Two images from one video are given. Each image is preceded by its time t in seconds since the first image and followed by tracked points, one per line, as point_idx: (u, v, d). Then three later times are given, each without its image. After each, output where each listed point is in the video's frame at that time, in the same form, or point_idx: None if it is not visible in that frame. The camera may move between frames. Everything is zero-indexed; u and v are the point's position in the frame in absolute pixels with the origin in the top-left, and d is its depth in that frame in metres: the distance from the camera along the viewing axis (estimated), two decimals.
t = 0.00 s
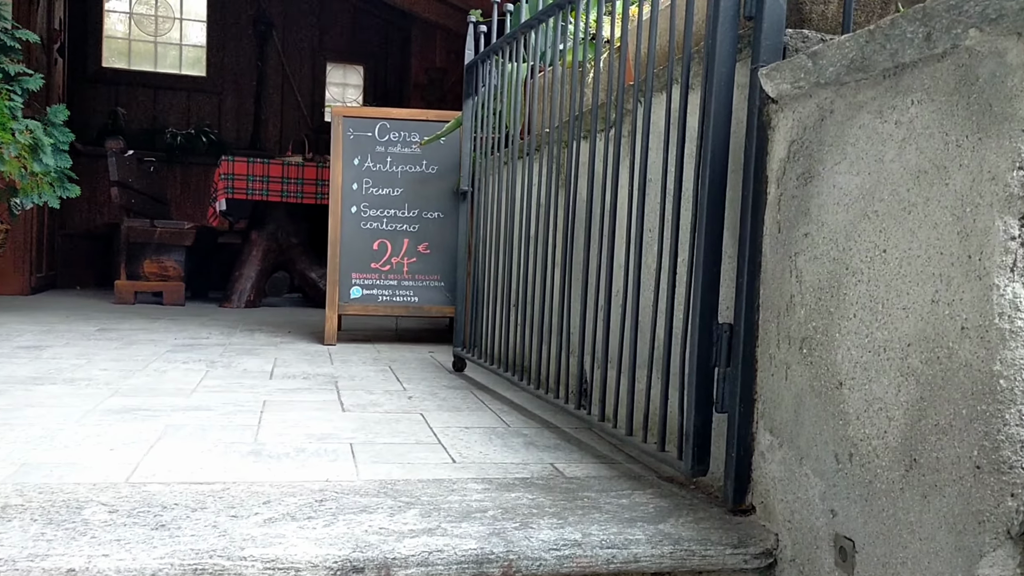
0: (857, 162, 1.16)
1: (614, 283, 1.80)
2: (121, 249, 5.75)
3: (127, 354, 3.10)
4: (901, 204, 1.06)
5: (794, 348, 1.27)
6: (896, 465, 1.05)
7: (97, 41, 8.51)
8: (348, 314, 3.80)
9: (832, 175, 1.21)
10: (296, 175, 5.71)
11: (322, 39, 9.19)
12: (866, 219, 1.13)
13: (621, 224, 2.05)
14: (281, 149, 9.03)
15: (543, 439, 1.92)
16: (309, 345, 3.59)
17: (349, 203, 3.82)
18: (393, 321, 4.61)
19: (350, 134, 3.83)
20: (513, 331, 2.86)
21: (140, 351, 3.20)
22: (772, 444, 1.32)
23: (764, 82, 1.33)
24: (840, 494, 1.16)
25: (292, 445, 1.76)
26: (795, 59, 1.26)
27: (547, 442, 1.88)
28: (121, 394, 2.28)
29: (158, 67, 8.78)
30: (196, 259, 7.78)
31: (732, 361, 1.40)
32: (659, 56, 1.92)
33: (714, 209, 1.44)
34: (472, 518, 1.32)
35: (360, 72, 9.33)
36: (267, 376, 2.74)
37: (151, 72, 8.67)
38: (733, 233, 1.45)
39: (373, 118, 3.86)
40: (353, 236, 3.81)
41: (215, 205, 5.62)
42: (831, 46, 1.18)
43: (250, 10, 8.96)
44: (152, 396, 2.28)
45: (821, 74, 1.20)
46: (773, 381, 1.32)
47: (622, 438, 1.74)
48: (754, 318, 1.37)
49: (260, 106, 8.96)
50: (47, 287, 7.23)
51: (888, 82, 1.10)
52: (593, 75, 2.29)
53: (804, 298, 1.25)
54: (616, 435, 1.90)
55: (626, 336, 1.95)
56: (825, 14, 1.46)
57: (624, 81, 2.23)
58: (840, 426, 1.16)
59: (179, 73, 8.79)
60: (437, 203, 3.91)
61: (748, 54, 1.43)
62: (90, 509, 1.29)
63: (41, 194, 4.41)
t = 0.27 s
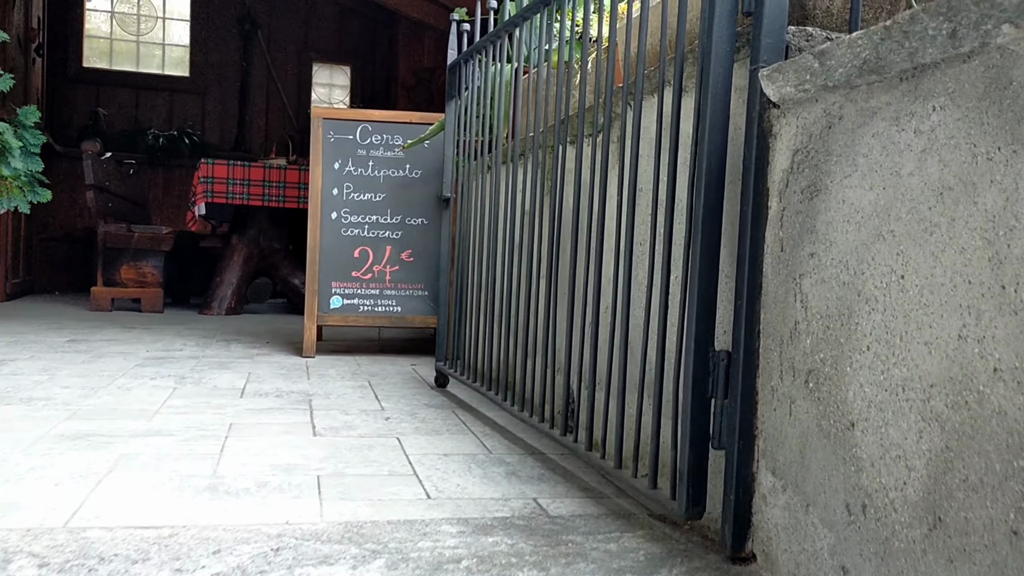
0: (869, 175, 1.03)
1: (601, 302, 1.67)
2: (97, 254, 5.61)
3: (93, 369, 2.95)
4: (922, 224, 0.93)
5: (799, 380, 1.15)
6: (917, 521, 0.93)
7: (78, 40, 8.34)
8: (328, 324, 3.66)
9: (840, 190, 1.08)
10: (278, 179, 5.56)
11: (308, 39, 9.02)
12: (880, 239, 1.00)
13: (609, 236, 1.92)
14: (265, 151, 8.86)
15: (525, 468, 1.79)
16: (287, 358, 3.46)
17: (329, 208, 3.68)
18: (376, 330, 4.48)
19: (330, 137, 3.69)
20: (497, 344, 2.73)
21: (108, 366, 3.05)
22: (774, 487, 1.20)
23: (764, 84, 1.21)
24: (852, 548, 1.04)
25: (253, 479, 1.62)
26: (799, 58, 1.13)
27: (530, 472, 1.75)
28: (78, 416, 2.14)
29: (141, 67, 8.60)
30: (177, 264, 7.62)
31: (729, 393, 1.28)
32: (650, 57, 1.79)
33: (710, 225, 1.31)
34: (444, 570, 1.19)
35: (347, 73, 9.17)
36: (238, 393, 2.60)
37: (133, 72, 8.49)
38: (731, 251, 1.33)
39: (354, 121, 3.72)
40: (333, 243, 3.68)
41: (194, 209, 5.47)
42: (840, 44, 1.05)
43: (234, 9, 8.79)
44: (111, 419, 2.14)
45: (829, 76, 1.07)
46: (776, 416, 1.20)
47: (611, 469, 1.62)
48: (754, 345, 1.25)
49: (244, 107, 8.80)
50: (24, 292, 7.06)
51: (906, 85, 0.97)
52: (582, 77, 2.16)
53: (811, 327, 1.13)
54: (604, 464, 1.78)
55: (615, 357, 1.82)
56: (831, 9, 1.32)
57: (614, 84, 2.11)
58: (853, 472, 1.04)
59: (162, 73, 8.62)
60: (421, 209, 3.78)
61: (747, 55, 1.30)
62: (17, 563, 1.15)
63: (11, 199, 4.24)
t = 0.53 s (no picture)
0: (905, 291, 0.94)
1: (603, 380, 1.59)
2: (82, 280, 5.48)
3: (73, 417, 2.84)
4: (968, 358, 0.85)
5: (825, 501, 1.06)
6: None
7: (64, 54, 8.20)
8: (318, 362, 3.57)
9: (872, 301, 0.99)
10: (267, 202, 5.44)
11: (299, 51, 8.84)
12: (918, 365, 0.91)
13: (612, 300, 1.84)
14: (255, 165, 8.70)
15: (525, 551, 1.70)
16: (275, 399, 3.36)
17: (319, 242, 3.59)
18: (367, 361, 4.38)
19: (319, 169, 3.60)
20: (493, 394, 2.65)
21: (89, 412, 2.94)
22: None
23: (785, 175, 1.12)
24: None
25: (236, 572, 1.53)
26: (825, 155, 1.04)
27: (529, 557, 1.67)
28: (54, 484, 2.03)
29: (128, 80, 8.49)
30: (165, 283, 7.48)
31: (748, 502, 1.20)
32: (656, 117, 1.69)
33: (727, 320, 1.21)
34: None
35: (338, 86, 9.01)
36: (224, 448, 2.50)
37: (120, 86, 8.36)
38: (748, 346, 1.23)
39: (344, 152, 3.62)
40: (323, 279, 3.59)
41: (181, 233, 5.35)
42: (872, 147, 0.96)
43: (223, 22, 8.65)
44: (89, 487, 2.04)
45: (859, 179, 0.98)
46: (798, 535, 1.12)
47: (618, 560, 1.53)
48: (774, 454, 1.17)
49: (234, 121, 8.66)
50: (8, 313, 6.92)
51: (948, 199, 0.87)
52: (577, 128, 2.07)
53: (839, 446, 1.04)
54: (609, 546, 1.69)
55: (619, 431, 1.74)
56: (852, 87, 1.24)
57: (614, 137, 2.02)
58: None
59: (150, 87, 8.48)
60: (413, 242, 3.69)
61: (765, 137, 1.20)
62: None
63: None
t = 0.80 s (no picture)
0: (894, 373, 0.94)
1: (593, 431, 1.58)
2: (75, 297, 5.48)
3: (64, 448, 2.83)
4: (958, 449, 0.85)
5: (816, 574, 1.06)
6: None
7: (57, 66, 8.18)
8: (310, 388, 3.56)
9: (862, 379, 1.00)
10: (260, 220, 5.42)
11: (292, 63, 8.82)
12: (908, 449, 0.91)
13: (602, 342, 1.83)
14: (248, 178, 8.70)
15: None
16: (268, 426, 3.35)
17: (312, 267, 3.58)
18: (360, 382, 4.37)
19: (313, 194, 3.60)
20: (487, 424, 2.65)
21: (80, 442, 2.93)
22: None
23: (776, 246, 1.12)
24: None
25: None
26: (816, 230, 1.04)
27: None
28: (43, 526, 2.02)
29: (122, 93, 8.44)
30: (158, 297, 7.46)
31: (738, 567, 1.19)
32: (648, 163, 1.68)
33: (719, 387, 1.20)
34: None
35: (332, 98, 8.98)
36: (215, 482, 2.49)
37: (114, 98, 8.34)
38: (739, 411, 1.23)
39: (338, 176, 3.62)
40: (316, 303, 3.58)
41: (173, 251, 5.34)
42: (863, 229, 0.96)
43: (217, 34, 8.63)
44: (79, 528, 2.02)
45: (850, 259, 0.98)
46: None
47: None
48: (764, 521, 1.16)
49: (227, 134, 8.64)
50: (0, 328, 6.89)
51: (940, 286, 0.88)
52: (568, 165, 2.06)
53: (829, 519, 1.04)
54: None
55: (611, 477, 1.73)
56: (843, 149, 1.25)
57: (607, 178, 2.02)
58: None
59: (144, 99, 8.46)
60: (407, 266, 3.68)
61: (756, 202, 1.20)
62: None
63: None
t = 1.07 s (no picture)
0: (892, 398, 0.95)
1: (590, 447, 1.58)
2: (70, 301, 5.46)
3: (60, 457, 2.82)
4: (955, 475, 0.86)
5: None
6: None
7: (53, 70, 8.16)
8: (307, 395, 3.56)
9: (858, 402, 1.00)
10: (257, 224, 5.42)
11: (288, 66, 8.80)
12: (905, 474, 0.92)
13: (598, 354, 1.83)
14: (244, 180, 8.68)
15: None
16: (264, 433, 3.35)
17: (308, 274, 3.58)
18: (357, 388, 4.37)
19: (309, 201, 3.60)
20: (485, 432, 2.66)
21: (76, 451, 2.92)
22: None
23: (773, 267, 1.12)
24: None
25: None
26: (812, 253, 1.05)
27: None
28: (40, 538, 2.02)
29: (117, 96, 8.42)
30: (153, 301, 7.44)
31: None
32: (646, 178, 1.68)
33: (717, 407, 1.21)
34: None
35: (328, 101, 8.96)
36: (212, 492, 2.49)
37: (110, 101, 8.32)
38: (736, 430, 1.23)
39: (334, 183, 3.62)
40: (312, 310, 3.57)
41: (169, 256, 5.33)
42: (860, 254, 0.97)
43: (213, 36, 8.61)
44: (75, 540, 2.02)
45: (847, 283, 0.99)
46: None
47: None
48: (762, 540, 1.17)
49: (223, 137, 8.62)
50: None
51: (936, 313, 0.89)
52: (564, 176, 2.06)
53: (827, 541, 1.05)
54: None
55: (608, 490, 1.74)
56: (839, 169, 1.26)
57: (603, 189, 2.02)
58: None
59: (139, 102, 8.45)
60: (403, 274, 3.68)
61: (752, 223, 1.20)
62: None
63: None
